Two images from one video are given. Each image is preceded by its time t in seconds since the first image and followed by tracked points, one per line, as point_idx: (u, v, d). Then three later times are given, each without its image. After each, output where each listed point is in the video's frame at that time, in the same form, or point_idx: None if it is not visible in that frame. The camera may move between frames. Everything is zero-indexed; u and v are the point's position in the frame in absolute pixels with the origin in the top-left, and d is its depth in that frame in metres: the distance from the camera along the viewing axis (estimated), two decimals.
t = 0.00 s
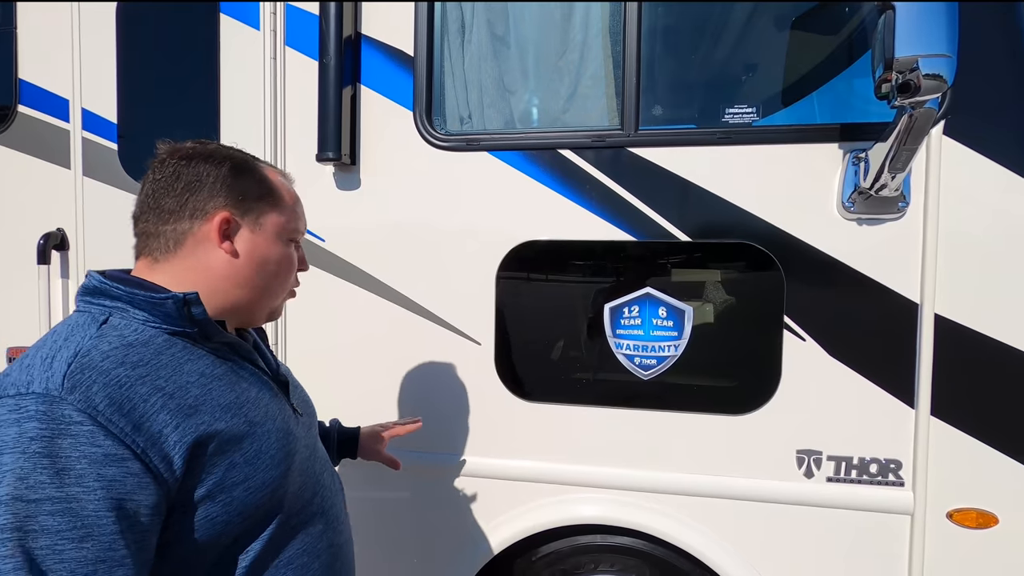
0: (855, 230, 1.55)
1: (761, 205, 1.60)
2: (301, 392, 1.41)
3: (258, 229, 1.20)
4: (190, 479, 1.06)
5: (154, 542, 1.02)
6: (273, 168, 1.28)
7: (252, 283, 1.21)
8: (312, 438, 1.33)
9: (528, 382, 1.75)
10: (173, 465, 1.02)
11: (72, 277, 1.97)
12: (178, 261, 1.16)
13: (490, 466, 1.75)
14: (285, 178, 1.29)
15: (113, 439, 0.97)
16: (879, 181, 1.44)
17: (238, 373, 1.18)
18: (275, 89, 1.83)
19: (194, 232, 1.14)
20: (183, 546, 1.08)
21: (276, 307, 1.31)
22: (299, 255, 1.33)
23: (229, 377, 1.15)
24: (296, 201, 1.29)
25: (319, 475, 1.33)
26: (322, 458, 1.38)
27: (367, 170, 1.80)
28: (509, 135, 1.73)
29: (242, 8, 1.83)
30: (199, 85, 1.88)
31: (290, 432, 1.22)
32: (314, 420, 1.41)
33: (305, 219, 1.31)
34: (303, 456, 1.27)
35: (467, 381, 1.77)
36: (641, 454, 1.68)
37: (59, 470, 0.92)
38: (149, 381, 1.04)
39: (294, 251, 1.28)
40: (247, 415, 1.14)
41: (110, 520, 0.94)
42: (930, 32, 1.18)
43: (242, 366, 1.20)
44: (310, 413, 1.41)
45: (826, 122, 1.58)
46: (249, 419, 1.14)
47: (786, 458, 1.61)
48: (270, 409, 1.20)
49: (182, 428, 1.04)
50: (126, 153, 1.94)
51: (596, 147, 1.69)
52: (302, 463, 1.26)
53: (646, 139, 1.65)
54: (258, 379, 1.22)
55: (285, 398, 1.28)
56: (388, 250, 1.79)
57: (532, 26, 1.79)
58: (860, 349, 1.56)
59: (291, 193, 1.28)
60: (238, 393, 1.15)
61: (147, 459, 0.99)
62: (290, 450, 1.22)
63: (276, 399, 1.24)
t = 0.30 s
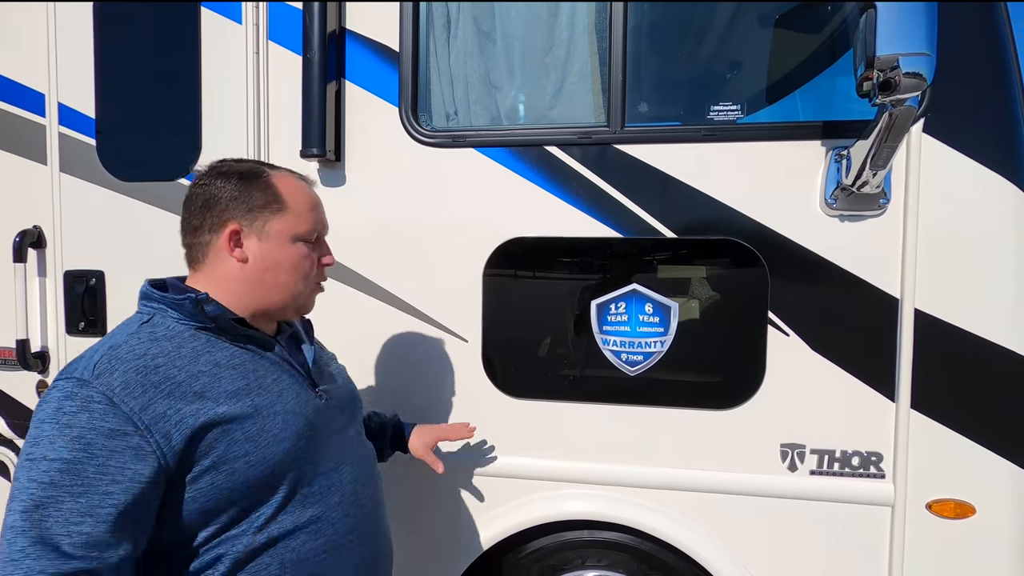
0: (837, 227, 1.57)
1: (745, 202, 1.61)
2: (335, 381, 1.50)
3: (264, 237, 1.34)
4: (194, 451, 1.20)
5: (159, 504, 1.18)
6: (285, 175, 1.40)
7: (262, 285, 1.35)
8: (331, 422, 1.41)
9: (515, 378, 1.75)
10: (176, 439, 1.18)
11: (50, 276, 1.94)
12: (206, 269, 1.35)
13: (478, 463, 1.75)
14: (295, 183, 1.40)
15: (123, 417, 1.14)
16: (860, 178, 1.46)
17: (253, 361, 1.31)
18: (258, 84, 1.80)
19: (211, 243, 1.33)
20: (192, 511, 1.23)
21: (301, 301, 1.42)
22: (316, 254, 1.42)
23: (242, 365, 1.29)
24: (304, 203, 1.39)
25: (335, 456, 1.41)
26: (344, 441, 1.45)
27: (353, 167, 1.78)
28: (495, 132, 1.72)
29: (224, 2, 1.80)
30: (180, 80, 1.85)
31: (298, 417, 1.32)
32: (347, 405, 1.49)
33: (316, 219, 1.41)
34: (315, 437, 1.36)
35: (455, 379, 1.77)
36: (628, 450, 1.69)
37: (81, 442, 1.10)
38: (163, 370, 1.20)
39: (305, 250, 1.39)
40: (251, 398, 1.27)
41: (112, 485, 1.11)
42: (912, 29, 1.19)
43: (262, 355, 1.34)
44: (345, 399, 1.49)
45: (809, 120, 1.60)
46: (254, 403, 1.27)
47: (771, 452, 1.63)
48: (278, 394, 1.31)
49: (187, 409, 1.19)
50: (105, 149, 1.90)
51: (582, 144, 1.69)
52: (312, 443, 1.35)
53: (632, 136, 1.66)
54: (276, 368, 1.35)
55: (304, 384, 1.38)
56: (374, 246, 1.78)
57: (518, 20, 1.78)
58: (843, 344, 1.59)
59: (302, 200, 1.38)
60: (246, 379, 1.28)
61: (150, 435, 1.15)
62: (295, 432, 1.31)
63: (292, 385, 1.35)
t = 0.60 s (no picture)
0: (813, 231, 1.60)
1: (723, 206, 1.64)
2: (338, 377, 1.49)
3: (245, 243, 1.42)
4: (163, 425, 1.33)
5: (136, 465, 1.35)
6: (277, 180, 1.46)
7: (250, 285, 1.43)
8: (305, 418, 1.41)
9: (497, 382, 1.75)
10: (148, 412, 1.31)
11: (20, 279, 1.89)
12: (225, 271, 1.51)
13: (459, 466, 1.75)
14: (285, 187, 1.44)
15: (115, 387, 1.33)
16: (835, 184, 1.49)
17: (235, 352, 1.39)
18: (237, 85, 1.78)
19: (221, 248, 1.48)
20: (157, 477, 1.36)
21: (287, 300, 1.44)
22: (298, 255, 1.43)
23: (223, 354, 1.38)
24: (284, 205, 1.42)
25: (300, 451, 1.41)
26: (321, 439, 1.43)
27: (333, 169, 1.77)
28: (477, 135, 1.73)
29: (203, 2, 1.78)
30: (158, 80, 1.83)
31: (259, 407, 1.36)
32: (343, 404, 1.47)
33: (296, 220, 1.42)
34: (276, 430, 1.38)
35: (438, 382, 1.77)
36: (609, 452, 1.70)
37: (84, 402, 1.32)
38: (153, 351, 1.35)
39: (283, 250, 1.41)
40: (217, 384, 1.35)
41: (93, 441, 1.30)
42: (880, 37, 1.22)
43: (250, 345, 1.42)
44: (342, 397, 1.47)
45: (785, 126, 1.63)
46: (220, 389, 1.35)
47: (749, 452, 1.66)
48: (247, 384, 1.37)
49: (160, 386, 1.32)
50: (78, 149, 1.86)
51: (563, 148, 1.70)
52: (271, 434, 1.37)
53: (613, 141, 1.68)
54: (259, 359, 1.41)
55: (284, 378, 1.41)
56: (356, 249, 1.77)
57: (499, 25, 1.75)
58: (819, 347, 1.62)
59: (284, 202, 1.42)
60: (222, 367, 1.36)
61: (131, 405, 1.32)
62: (252, 422, 1.35)
63: (268, 377, 1.39)
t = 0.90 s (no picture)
0: (801, 232, 1.62)
1: (713, 208, 1.65)
2: (304, 377, 1.50)
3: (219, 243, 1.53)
4: (130, 400, 1.46)
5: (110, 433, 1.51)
6: (248, 181, 1.55)
7: (225, 280, 1.53)
8: (253, 412, 1.44)
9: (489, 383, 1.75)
10: (119, 386, 1.45)
11: (6, 280, 1.87)
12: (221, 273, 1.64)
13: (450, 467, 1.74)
14: (251, 187, 1.53)
15: (102, 361, 1.49)
16: (823, 185, 1.51)
17: (206, 341, 1.48)
18: (227, 85, 1.77)
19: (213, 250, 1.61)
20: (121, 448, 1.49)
21: (255, 292, 1.51)
22: (259, 248, 1.49)
23: (191, 341, 1.48)
24: (247, 202, 1.50)
25: (243, 444, 1.43)
26: (269, 435, 1.45)
27: (324, 170, 1.76)
28: (467, 136, 1.73)
29: (191, 2, 1.77)
30: (146, 80, 1.81)
31: (206, 394, 1.42)
32: (300, 404, 1.47)
33: (256, 215, 1.49)
34: (220, 419, 1.42)
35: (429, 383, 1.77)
36: (600, 452, 1.70)
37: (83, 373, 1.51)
38: (138, 334, 1.48)
39: (245, 245, 1.49)
40: (177, 368, 1.44)
41: (80, 406, 1.49)
42: (867, 38, 1.23)
43: (222, 336, 1.50)
44: (301, 397, 1.48)
45: (774, 128, 1.64)
46: (179, 372, 1.44)
47: (739, 452, 1.67)
48: (203, 371, 1.44)
49: (132, 365, 1.45)
50: (66, 149, 1.85)
51: (553, 149, 1.71)
52: (216, 422, 1.42)
53: (603, 142, 1.68)
54: (226, 350, 1.48)
55: (242, 370, 1.46)
56: (347, 250, 1.76)
57: (491, 27, 1.75)
58: (808, 347, 1.63)
59: (247, 200, 1.50)
60: (186, 354, 1.46)
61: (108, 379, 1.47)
62: (197, 407, 1.41)
63: (227, 368, 1.45)
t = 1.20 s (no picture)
0: (803, 235, 1.61)
1: (715, 210, 1.65)
2: (242, 378, 1.51)
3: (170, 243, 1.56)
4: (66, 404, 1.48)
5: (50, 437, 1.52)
6: (203, 184, 1.59)
7: (174, 279, 1.55)
8: (186, 413, 1.45)
9: (491, 385, 1.75)
10: (56, 389, 1.48)
11: (11, 283, 1.88)
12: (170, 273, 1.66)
13: (452, 470, 1.74)
14: (205, 189, 1.57)
15: (45, 364, 1.53)
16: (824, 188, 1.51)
17: (144, 343, 1.51)
18: (230, 88, 1.78)
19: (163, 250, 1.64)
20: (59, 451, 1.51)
21: (204, 291, 1.54)
22: (209, 248, 1.52)
23: (128, 343, 1.50)
24: (201, 204, 1.54)
25: (171, 446, 1.43)
26: (198, 437, 1.45)
27: (326, 173, 1.77)
28: (469, 140, 1.73)
29: (195, 6, 1.78)
30: (149, 83, 1.82)
31: (136, 395, 1.43)
32: (235, 405, 1.48)
33: (208, 216, 1.53)
34: (149, 421, 1.43)
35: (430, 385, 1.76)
36: (602, 455, 1.70)
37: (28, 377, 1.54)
38: (79, 337, 1.52)
39: (196, 245, 1.52)
40: (111, 371, 1.46)
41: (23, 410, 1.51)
42: (868, 40, 1.24)
43: (161, 338, 1.52)
44: (237, 398, 1.48)
45: (776, 131, 1.65)
46: (112, 375, 1.45)
47: (741, 455, 1.66)
48: (136, 373, 1.46)
49: (69, 367, 1.48)
50: (69, 153, 1.86)
51: (555, 152, 1.71)
52: (144, 424, 1.43)
53: (605, 145, 1.68)
54: (163, 351, 1.50)
55: (175, 371, 1.47)
56: (349, 252, 1.77)
57: (493, 30, 1.74)
58: (811, 350, 1.63)
59: (200, 201, 1.54)
60: (121, 356, 1.48)
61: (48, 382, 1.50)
62: (126, 409, 1.42)
63: (162, 369, 1.47)
